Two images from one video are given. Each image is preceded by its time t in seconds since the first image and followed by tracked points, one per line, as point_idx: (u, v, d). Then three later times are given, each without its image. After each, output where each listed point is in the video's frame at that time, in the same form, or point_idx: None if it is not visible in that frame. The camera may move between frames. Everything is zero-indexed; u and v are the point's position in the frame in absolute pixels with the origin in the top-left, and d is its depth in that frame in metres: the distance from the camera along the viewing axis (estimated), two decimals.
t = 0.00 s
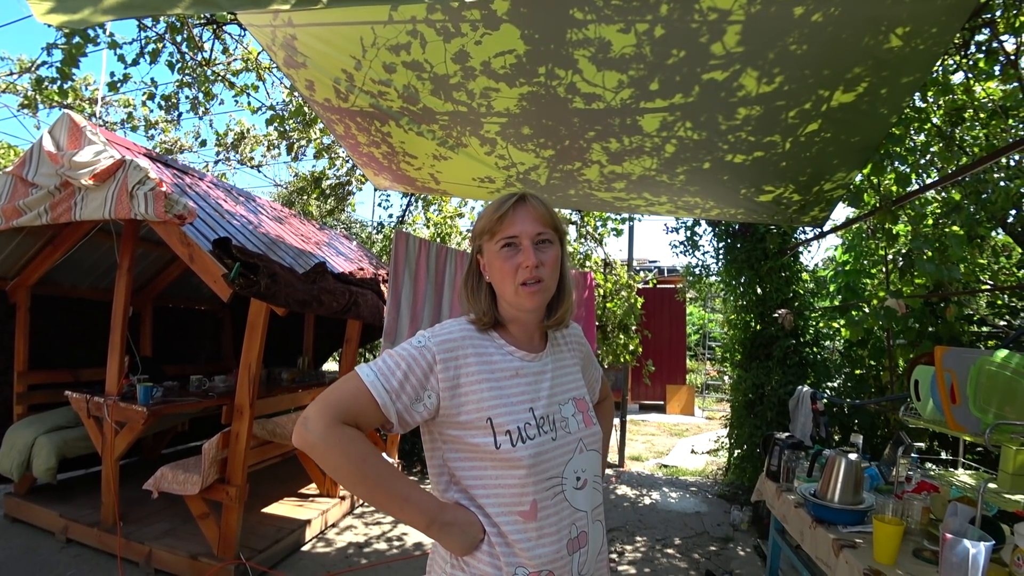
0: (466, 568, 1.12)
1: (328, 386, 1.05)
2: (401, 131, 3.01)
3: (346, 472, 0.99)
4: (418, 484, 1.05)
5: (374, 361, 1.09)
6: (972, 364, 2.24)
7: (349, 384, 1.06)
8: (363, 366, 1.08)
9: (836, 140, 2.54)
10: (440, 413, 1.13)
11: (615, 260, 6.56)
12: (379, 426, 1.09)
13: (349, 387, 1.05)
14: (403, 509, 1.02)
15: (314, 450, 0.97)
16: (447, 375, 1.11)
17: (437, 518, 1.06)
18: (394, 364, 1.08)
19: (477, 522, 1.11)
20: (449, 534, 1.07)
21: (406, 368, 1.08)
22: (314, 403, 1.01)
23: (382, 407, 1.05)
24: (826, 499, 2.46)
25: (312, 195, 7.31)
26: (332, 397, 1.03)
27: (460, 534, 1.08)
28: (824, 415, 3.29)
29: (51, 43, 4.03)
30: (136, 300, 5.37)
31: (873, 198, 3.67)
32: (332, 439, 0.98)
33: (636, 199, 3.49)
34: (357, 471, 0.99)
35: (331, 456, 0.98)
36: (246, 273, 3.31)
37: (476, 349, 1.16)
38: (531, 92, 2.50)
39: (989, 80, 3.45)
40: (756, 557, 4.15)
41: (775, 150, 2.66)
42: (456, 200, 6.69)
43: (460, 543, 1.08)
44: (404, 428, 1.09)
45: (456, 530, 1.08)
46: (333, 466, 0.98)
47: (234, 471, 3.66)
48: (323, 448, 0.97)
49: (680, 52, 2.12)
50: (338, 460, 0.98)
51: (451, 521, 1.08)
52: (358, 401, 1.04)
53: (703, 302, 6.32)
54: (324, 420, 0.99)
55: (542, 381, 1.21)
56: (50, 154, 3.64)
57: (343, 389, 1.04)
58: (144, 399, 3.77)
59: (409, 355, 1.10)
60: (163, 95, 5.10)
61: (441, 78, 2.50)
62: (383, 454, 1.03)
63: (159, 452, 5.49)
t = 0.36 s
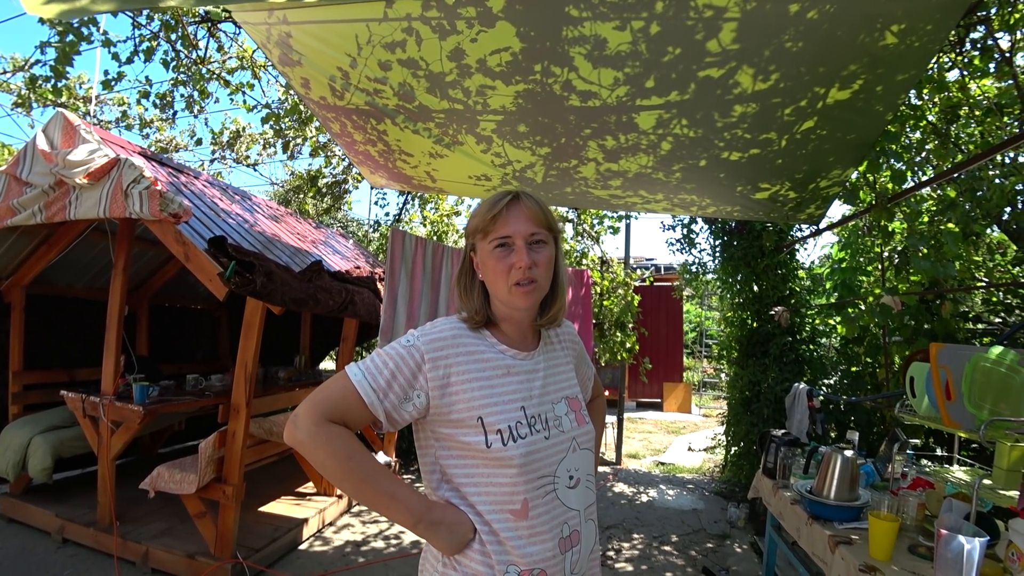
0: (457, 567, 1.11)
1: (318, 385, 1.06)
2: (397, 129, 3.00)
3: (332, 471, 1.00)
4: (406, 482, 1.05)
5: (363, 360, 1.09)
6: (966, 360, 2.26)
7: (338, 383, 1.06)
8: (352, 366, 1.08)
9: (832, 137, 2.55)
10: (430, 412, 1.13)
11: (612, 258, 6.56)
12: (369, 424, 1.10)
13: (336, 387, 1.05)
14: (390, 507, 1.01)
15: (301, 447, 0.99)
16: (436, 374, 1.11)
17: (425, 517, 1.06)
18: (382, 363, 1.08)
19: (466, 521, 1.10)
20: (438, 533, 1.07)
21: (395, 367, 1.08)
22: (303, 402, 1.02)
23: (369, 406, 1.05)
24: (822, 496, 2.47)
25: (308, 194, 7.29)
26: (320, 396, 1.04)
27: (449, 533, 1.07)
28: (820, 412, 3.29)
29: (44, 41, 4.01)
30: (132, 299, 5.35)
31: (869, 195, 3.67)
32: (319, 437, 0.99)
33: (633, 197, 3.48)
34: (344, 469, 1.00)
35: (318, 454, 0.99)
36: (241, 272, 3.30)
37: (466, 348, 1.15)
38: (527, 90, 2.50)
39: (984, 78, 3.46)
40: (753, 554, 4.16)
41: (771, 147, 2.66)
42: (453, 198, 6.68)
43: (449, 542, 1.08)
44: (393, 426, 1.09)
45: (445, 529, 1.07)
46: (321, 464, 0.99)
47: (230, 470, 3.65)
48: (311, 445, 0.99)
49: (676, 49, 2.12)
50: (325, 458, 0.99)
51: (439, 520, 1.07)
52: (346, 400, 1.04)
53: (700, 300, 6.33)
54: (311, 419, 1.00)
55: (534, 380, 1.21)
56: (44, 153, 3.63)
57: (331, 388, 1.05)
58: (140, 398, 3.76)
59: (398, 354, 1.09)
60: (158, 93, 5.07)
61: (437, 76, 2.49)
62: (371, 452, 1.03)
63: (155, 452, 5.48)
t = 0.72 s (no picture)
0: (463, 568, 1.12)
1: (324, 389, 1.06)
2: (397, 130, 3.01)
3: (339, 475, 1.00)
4: (413, 485, 1.05)
5: (369, 363, 1.09)
6: (964, 363, 2.27)
7: (344, 386, 1.06)
8: (358, 369, 1.08)
9: (832, 140, 2.55)
10: (437, 414, 1.13)
11: (611, 259, 6.57)
12: (375, 427, 1.10)
13: (344, 392, 1.05)
14: (397, 510, 1.02)
15: (308, 451, 0.99)
16: (443, 377, 1.12)
17: (434, 519, 1.06)
18: (390, 366, 1.08)
19: (474, 523, 1.11)
20: (445, 536, 1.07)
21: (402, 371, 1.08)
22: (309, 405, 1.02)
23: (376, 410, 1.05)
24: (820, 497, 2.48)
25: (308, 193, 7.29)
26: (327, 400, 1.03)
27: (457, 535, 1.08)
28: (819, 414, 3.30)
29: (44, 39, 4.01)
30: (131, 298, 5.35)
31: (868, 198, 3.68)
32: (327, 441, 0.99)
33: (633, 198, 3.49)
34: (351, 474, 1.00)
35: (325, 458, 0.99)
36: (241, 272, 3.30)
37: (472, 350, 1.16)
38: (527, 91, 2.51)
39: (983, 82, 3.47)
40: (750, 555, 4.18)
41: (770, 149, 2.67)
42: (452, 198, 6.68)
43: (456, 544, 1.08)
44: (399, 429, 1.10)
45: (452, 531, 1.08)
46: (328, 468, 0.99)
47: (229, 469, 3.65)
48: (318, 449, 0.99)
49: (676, 52, 2.13)
50: (332, 462, 0.99)
51: (447, 522, 1.07)
52: (352, 404, 1.04)
53: (698, 301, 6.34)
54: (317, 424, 1.00)
55: (538, 382, 1.21)
56: (44, 151, 3.63)
57: (338, 391, 1.05)
58: (139, 397, 3.76)
59: (405, 357, 1.10)
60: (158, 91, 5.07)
61: (438, 77, 2.49)
62: (378, 456, 1.03)
63: (154, 451, 5.48)
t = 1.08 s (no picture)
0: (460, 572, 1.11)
1: (317, 392, 1.04)
2: (391, 130, 3.00)
3: (335, 480, 0.98)
4: (409, 488, 1.03)
5: (362, 366, 1.08)
6: (955, 366, 2.27)
7: (337, 390, 1.05)
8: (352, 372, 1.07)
9: (825, 143, 2.56)
10: (430, 416, 1.12)
11: (606, 261, 6.57)
12: (368, 431, 1.08)
13: (338, 394, 1.03)
14: (393, 514, 1.00)
15: (302, 457, 0.96)
16: (436, 379, 1.11)
17: (430, 522, 1.05)
18: (383, 369, 1.07)
19: (471, 526, 1.10)
20: (442, 539, 1.06)
21: (395, 373, 1.07)
22: (301, 410, 1.00)
23: (371, 412, 1.04)
24: (812, 500, 2.48)
25: (302, 194, 7.26)
26: (320, 404, 1.02)
27: (453, 539, 1.07)
28: (812, 417, 3.30)
29: (37, 37, 3.99)
30: (123, 298, 5.31)
31: (861, 201, 3.69)
32: (322, 445, 0.97)
33: (627, 201, 3.49)
34: (347, 478, 0.98)
35: (320, 463, 0.97)
36: (233, 272, 3.29)
37: (465, 352, 1.15)
38: (521, 92, 2.51)
39: (975, 86, 3.49)
40: (744, 557, 4.17)
41: (764, 152, 2.67)
42: (447, 200, 6.68)
43: (453, 547, 1.07)
44: (393, 432, 1.08)
45: (449, 534, 1.07)
46: (322, 472, 0.97)
47: (221, 471, 3.63)
48: (311, 454, 0.96)
49: (670, 54, 2.13)
50: (326, 467, 0.97)
51: (444, 525, 1.07)
52: (347, 407, 1.03)
53: (693, 303, 6.35)
54: (312, 428, 0.98)
55: (530, 382, 1.21)
56: (36, 150, 3.60)
57: (331, 394, 1.03)
58: (130, 398, 3.73)
59: (398, 359, 1.09)
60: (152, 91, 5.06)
61: (431, 78, 2.49)
62: (373, 459, 1.02)
63: (146, 452, 5.44)
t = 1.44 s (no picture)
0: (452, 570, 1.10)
1: (304, 395, 1.03)
2: (381, 130, 2.98)
3: (324, 481, 0.96)
4: (399, 487, 1.02)
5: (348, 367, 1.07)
6: (942, 362, 2.27)
7: (323, 391, 1.04)
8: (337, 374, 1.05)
9: (813, 141, 2.57)
10: (417, 416, 1.11)
11: (597, 260, 6.58)
12: (357, 432, 1.07)
13: (326, 396, 1.02)
14: (384, 514, 0.99)
15: (290, 459, 0.95)
16: (422, 378, 1.10)
17: (421, 521, 1.04)
18: (370, 370, 1.06)
19: (462, 524, 1.09)
20: (434, 537, 1.05)
21: (382, 373, 1.06)
22: (289, 412, 0.99)
23: (358, 413, 1.02)
24: (804, 496, 2.49)
25: (292, 194, 7.21)
26: (307, 406, 1.00)
27: (445, 536, 1.06)
28: (803, 413, 3.32)
29: (21, 37, 3.94)
30: (111, 301, 5.25)
31: (850, 199, 3.72)
32: (310, 446, 0.96)
33: (617, 199, 3.49)
34: (336, 479, 0.96)
35: (308, 465, 0.95)
36: (221, 273, 3.26)
37: (450, 350, 1.14)
38: (510, 91, 2.50)
39: (961, 85, 3.52)
40: (736, 554, 4.19)
41: (753, 150, 2.68)
42: (438, 200, 6.66)
43: (445, 545, 1.06)
44: (381, 432, 1.07)
45: (441, 532, 1.06)
46: (310, 474, 0.96)
47: (211, 474, 3.60)
48: (299, 456, 0.95)
49: (659, 52, 2.13)
50: (315, 468, 0.95)
51: (435, 522, 1.06)
52: (334, 409, 1.01)
53: (684, 302, 6.37)
54: (300, 430, 0.97)
55: (517, 380, 1.20)
56: (20, 151, 3.55)
57: (318, 396, 1.02)
58: (118, 402, 3.69)
59: (384, 359, 1.08)
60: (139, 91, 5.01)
61: (420, 77, 2.48)
62: (362, 460, 1.00)
63: (135, 456, 5.39)
